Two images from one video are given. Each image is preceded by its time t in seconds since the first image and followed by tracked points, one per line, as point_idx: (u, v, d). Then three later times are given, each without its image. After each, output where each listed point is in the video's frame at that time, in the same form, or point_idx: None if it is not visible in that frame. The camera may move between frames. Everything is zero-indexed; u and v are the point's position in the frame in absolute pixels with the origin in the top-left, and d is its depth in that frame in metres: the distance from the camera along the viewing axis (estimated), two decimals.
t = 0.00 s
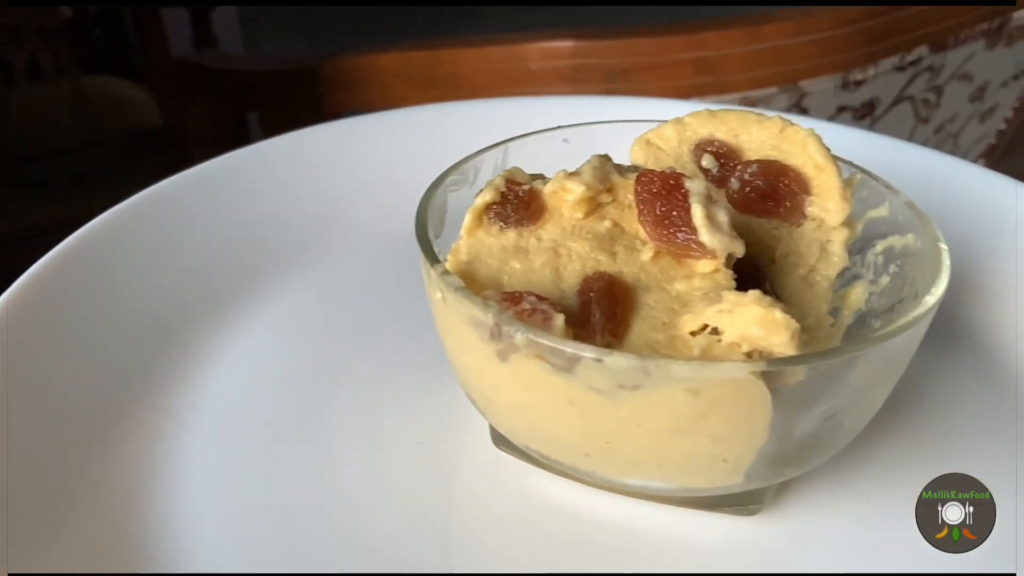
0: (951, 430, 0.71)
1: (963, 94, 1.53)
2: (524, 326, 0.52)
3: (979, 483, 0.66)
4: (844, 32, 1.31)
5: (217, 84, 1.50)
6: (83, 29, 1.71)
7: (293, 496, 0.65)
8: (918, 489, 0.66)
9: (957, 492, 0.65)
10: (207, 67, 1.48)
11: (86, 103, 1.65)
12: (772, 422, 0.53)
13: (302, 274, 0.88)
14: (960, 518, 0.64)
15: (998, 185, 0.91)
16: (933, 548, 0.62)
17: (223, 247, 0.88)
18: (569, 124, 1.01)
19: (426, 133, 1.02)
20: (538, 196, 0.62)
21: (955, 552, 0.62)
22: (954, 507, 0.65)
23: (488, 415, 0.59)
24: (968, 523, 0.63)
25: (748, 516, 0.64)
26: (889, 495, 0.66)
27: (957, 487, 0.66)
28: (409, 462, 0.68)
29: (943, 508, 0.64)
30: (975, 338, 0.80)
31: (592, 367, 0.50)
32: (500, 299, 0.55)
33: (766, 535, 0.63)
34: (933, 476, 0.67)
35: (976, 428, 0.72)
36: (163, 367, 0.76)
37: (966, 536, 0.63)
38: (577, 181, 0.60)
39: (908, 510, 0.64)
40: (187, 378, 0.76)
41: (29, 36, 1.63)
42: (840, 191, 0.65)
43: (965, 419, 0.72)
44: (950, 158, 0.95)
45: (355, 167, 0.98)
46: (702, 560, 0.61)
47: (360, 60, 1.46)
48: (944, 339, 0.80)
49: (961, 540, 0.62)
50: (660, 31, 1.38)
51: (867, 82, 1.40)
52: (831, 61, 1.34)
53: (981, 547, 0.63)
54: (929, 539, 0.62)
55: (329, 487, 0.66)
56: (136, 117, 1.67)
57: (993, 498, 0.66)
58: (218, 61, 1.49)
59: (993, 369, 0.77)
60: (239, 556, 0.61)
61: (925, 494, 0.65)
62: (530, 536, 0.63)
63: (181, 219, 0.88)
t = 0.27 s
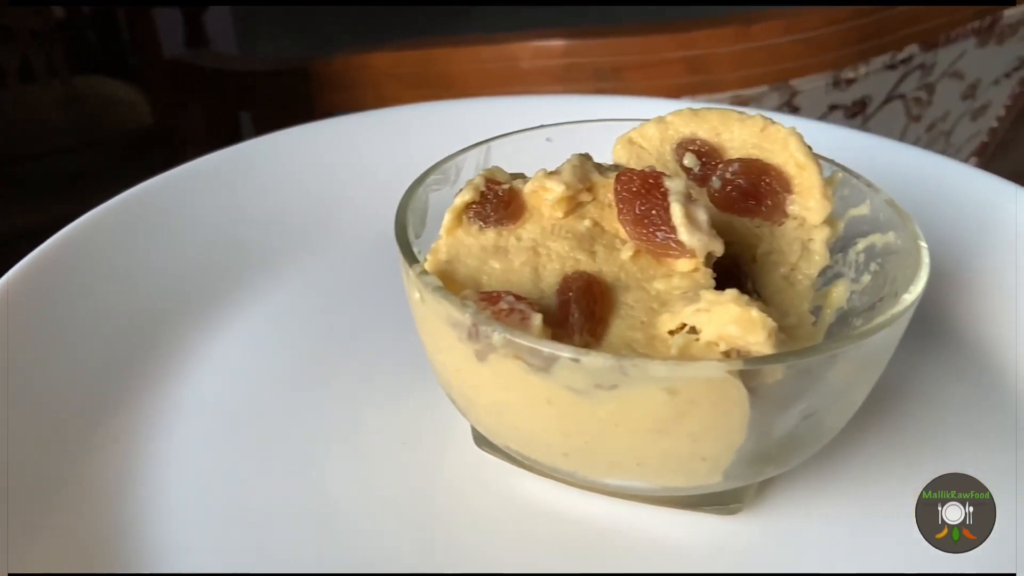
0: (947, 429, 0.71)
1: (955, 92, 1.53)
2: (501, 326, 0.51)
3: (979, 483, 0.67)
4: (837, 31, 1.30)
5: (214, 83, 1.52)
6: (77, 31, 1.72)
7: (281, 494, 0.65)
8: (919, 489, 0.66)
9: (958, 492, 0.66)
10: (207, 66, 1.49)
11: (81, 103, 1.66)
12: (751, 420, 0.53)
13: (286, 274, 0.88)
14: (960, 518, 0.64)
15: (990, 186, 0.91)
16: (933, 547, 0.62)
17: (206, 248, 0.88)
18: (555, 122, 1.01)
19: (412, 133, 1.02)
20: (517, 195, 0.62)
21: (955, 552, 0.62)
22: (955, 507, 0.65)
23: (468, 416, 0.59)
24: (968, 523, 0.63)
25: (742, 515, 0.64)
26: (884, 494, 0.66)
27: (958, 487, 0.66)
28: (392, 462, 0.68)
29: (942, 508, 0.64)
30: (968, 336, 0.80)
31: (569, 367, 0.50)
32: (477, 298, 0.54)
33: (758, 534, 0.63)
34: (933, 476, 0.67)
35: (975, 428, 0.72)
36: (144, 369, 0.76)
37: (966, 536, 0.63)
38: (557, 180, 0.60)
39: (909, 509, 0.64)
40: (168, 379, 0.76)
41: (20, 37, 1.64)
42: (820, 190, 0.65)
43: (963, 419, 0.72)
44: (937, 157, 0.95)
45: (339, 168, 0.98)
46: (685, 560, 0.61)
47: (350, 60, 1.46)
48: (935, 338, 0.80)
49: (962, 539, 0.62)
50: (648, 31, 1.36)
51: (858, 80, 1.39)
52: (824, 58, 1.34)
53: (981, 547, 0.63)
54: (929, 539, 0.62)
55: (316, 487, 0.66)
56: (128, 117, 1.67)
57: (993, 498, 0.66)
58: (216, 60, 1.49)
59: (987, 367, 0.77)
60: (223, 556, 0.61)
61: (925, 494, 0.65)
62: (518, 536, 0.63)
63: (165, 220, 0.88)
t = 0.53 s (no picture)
0: (941, 427, 0.71)
1: (948, 90, 1.54)
2: (482, 325, 0.51)
3: (978, 483, 0.67)
4: (828, 29, 1.31)
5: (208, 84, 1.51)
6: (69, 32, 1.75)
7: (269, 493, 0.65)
8: (919, 489, 0.66)
9: (957, 492, 0.66)
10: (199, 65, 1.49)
11: (76, 103, 1.64)
12: (732, 417, 0.53)
13: (273, 274, 0.88)
14: (960, 518, 0.64)
15: (982, 185, 0.91)
16: (931, 546, 0.62)
17: (192, 248, 0.87)
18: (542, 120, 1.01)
19: (400, 131, 1.02)
20: (500, 193, 0.61)
21: (955, 552, 0.62)
22: (954, 507, 0.65)
23: (451, 414, 0.59)
24: (968, 523, 0.63)
25: (735, 513, 0.64)
26: (878, 492, 0.66)
27: (957, 487, 0.66)
28: (380, 461, 0.68)
29: (942, 508, 0.64)
30: (959, 333, 0.80)
31: (550, 365, 0.50)
32: (459, 297, 0.54)
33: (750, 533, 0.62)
34: (933, 476, 0.67)
35: (971, 426, 0.72)
36: (128, 369, 0.76)
37: (966, 536, 0.63)
38: (539, 178, 0.60)
39: (908, 508, 0.64)
40: (153, 379, 0.76)
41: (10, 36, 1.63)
42: (804, 186, 0.65)
43: (962, 417, 0.72)
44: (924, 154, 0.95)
45: (327, 168, 0.98)
46: (672, 558, 0.61)
47: (343, 58, 1.46)
48: (926, 336, 0.80)
49: (962, 540, 0.62)
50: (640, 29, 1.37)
51: (850, 78, 1.40)
52: (815, 58, 1.35)
53: (981, 547, 0.63)
54: (929, 539, 0.62)
55: (304, 485, 0.66)
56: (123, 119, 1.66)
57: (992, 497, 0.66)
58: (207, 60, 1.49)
59: (979, 365, 0.77)
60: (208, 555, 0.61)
61: (925, 494, 0.65)
62: (509, 534, 0.63)
63: (150, 220, 0.88)
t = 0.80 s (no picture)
0: (935, 426, 0.71)
1: (942, 88, 1.54)
2: (465, 324, 0.51)
3: (978, 483, 0.67)
4: (820, 29, 1.32)
5: (202, 83, 1.53)
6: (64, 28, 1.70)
7: (256, 492, 0.65)
8: (919, 488, 0.66)
9: (957, 492, 0.65)
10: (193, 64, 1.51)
11: (73, 103, 1.50)
12: (716, 415, 0.52)
13: (262, 274, 0.87)
14: (960, 518, 0.64)
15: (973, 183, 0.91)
16: (932, 547, 0.62)
17: (179, 248, 0.87)
18: (531, 119, 1.01)
19: (388, 131, 1.01)
20: (485, 191, 0.61)
21: (956, 552, 0.62)
22: (955, 507, 0.65)
23: (436, 413, 0.59)
24: (968, 523, 0.63)
25: (729, 512, 0.64)
26: (872, 491, 0.66)
27: (956, 488, 0.66)
28: (368, 460, 0.68)
29: (942, 508, 0.64)
30: (951, 332, 0.80)
31: (533, 365, 0.50)
32: (443, 295, 0.54)
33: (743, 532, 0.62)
34: (933, 476, 0.67)
35: (967, 424, 0.72)
36: (115, 369, 0.76)
37: (966, 536, 0.63)
38: (524, 176, 0.59)
39: (908, 508, 0.64)
40: (139, 380, 0.75)
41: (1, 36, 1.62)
42: (791, 184, 0.65)
43: (958, 414, 0.72)
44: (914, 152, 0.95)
45: (317, 168, 0.98)
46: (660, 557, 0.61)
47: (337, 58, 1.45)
48: (917, 334, 0.80)
49: (961, 539, 0.62)
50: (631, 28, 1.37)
51: (844, 77, 1.40)
52: (808, 55, 1.35)
53: (981, 547, 0.62)
54: (928, 539, 0.62)
55: (292, 485, 0.66)
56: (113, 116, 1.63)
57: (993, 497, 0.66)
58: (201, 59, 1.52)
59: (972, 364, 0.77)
60: (194, 554, 0.60)
61: (925, 495, 0.65)
62: (500, 533, 0.63)
63: (138, 219, 0.87)
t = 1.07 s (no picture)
0: (928, 425, 0.71)
1: (937, 87, 1.53)
2: (449, 323, 0.51)
3: (979, 483, 0.66)
4: (814, 28, 1.34)
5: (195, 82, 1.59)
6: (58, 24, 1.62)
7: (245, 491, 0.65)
8: (920, 488, 0.66)
9: (957, 492, 0.65)
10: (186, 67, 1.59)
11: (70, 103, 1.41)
12: (701, 414, 0.52)
13: (250, 275, 0.87)
14: (960, 519, 0.64)
15: (967, 185, 0.90)
16: (932, 547, 0.62)
17: (168, 249, 0.87)
18: (520, 118, 1.01)
19: (377, 130, 1.01)
20: (472, 189, 0.61)
21: (956, 552, 0.62)
22: (955, 507, 0.64)
23: (423, 412, 0.59)
24: (968, 523, 0.63)
25: (722, 511, 0.64)
26: (865, 490, 0.65)
27: (957, 488, 0.66)
28: (358, 460, 0.68)
29: (942, 508, 0.64)
30: (942, 331, 0.80)
31: (518, 363, 0.50)
32: (428, 294, 0.54)
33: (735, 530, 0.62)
34: (933, 476, 0.67)
35: (964, 427, 0.71)
36: (102, 371, 0.76)
37: (966, 536, 0.62)
38: (510, 175, 0.59)
39: (908, 508, 0.64)
40: (127, 381, 0.75)
41: None
42: (778, 182, 0.65)
43: (955, 417, 0.72)
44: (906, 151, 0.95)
45: (307, 168, 0.98)
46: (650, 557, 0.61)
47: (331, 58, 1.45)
48: (908, 334, 0.80)
49: (961, 540, 0.62)
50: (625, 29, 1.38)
51: (839, 76, 1.41)
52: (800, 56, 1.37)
53: (981, 547, 0.62)
54: (929, 539, 0.62)
55: (282, 484, 0.65)
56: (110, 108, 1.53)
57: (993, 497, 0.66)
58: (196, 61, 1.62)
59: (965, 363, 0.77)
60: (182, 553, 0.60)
61: (925, 495, 0.65)
62: (492, 533, 0.62)
63: (126, 219, 0.87)
